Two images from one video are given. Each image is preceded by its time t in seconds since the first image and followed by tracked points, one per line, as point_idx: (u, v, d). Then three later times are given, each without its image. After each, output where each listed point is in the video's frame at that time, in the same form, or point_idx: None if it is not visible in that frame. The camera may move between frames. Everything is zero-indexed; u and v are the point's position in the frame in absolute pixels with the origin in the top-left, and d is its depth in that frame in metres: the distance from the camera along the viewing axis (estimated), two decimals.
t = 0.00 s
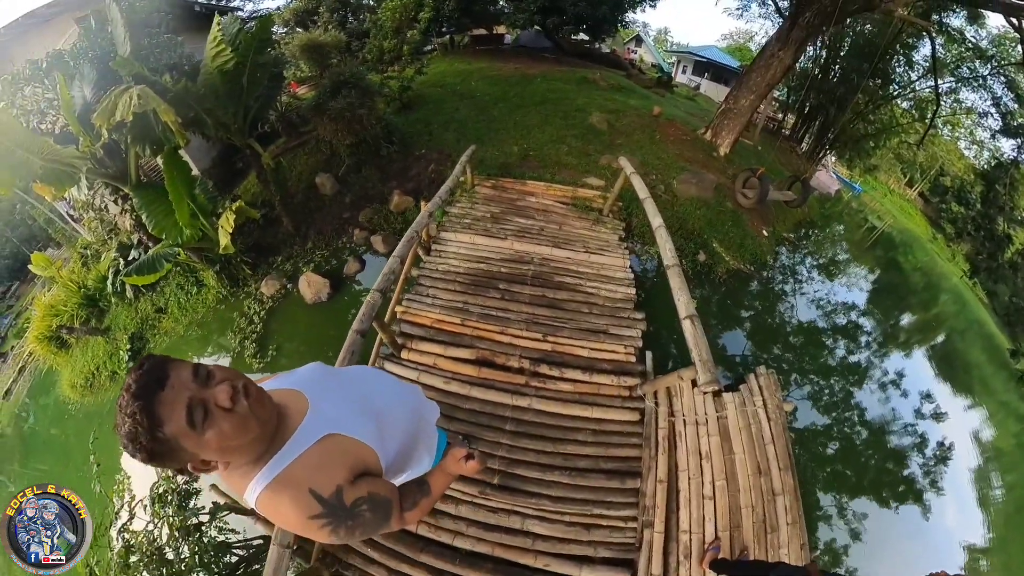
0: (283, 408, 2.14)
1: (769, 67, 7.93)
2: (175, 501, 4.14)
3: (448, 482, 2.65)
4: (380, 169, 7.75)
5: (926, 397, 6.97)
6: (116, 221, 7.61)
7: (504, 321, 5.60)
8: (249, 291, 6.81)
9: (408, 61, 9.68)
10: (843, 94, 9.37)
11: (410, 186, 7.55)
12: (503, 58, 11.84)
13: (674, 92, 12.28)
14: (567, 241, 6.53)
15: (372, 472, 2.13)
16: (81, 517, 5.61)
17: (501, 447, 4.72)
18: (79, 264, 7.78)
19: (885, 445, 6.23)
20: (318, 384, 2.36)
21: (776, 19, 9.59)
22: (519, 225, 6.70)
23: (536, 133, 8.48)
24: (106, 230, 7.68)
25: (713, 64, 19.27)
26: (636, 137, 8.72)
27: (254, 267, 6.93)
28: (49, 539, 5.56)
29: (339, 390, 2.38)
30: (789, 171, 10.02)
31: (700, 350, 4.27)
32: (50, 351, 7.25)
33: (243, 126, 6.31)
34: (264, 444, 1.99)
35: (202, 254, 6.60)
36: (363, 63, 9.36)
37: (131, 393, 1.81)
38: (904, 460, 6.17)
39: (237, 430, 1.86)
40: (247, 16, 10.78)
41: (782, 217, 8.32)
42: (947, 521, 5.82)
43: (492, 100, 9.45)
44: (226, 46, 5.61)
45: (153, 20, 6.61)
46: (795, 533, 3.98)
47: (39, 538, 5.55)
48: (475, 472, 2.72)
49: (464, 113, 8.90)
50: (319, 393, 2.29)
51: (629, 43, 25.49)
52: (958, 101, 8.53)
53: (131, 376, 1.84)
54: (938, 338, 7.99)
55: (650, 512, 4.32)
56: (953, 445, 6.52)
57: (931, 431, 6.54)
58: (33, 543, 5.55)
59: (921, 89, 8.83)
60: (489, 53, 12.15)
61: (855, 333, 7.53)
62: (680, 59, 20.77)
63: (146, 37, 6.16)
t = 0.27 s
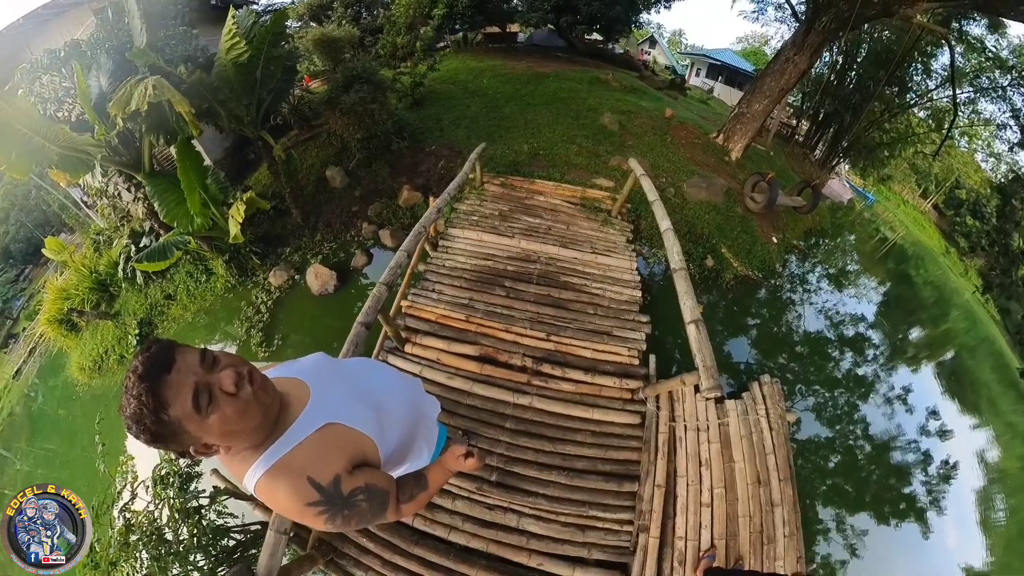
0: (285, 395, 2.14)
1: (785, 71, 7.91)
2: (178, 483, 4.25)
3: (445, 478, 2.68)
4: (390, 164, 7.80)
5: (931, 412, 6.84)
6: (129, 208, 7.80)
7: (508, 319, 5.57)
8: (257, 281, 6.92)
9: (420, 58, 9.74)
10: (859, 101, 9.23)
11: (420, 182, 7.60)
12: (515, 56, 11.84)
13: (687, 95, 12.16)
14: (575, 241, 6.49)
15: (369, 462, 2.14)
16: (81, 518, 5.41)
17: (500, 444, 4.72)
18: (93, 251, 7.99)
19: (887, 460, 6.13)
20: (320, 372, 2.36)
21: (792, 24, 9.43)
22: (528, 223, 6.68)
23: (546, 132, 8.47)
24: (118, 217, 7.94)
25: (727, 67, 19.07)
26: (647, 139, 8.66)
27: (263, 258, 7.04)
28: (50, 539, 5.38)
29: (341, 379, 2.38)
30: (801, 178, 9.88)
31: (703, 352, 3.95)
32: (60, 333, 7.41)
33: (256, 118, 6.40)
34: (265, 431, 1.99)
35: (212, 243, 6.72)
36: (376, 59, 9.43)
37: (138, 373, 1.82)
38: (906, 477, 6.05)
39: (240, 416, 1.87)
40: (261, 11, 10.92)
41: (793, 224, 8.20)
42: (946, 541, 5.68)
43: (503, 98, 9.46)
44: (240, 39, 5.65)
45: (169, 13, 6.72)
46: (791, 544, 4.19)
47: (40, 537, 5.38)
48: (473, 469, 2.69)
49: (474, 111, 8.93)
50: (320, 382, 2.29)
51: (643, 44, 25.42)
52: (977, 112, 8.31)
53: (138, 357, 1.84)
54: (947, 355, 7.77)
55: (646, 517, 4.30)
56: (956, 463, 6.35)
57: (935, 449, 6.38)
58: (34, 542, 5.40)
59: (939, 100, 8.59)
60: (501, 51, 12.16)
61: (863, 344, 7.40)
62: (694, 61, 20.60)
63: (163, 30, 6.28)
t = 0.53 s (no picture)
0: (294, 389, 2.16)
1: (800, 77, 7.80)
2: (181, 469, 4.32)
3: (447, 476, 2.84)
4: (401, 160, 7.83)
5: (937, 430, 6.73)
6: (140, 196, 7.96)
7: (515, 319, 5.59)
8: (266, 271, 7.04)
9: (433, 55, 9.78)
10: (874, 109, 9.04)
11: (430, 178, 7.63)
12: (528, 55, 11.83)
13: (700, 98, 12.05)
14: (584, 242, 6.48)
15: (375, 459, 2.18)
16: (81, 518, 5.42)
17: (502, 443, 4.75)
18: (105, 237, 8.16)
19: (889, 476, 6.04)
20: (328, 367, 2.39)
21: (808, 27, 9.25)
22: (538, 223, 6.67)
23: (557, 132, 8.46)
24: (131, 205, 8.04)
25: (742, 71, 18.86)
26: (659, 142, 8.60)
27: (272, 249, 7.15)
28: (50, 539, 5.41)
29: (349, 375, 2.41)
30: (813, 185, 9.74)
31: (709, 357, 4.00)
32: (71, 317, 7.61)
33: (269, 111, 6.47)
34: (273, 425, 2.01)
35: (223, 234, 6.84)
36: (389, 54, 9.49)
37: (150, 366, 1.82)
38: (909, 494, 5.95)
39: (252, 411, 1.89)
40: (276, 5, 11.04)
41: (804, 232, 8.09)
42: (947, 560, 5.57)
43: (515, 97, 9.45)
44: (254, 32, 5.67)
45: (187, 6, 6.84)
46: (790, 557, 4.00)
47: (39, 538, 5.41)
48: (476, 468, 2.87)
49: (486, 109, 8.94)
50: (328, 377, 2.31)
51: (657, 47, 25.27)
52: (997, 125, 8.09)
53: (150, 349, 1.84)
54: (954, 372, 7.70)
55: (644, 523, 4.31)
56: (960, 484, 6.26)
57: (938, 468, 6.27)
58: (33, 543, 5.43)
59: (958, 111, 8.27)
60: (514, 50, 12.15)
61: (871, 357, 7.28)
62: (709, 65, 20.42)
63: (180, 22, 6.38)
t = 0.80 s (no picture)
0: (298, 387, 2.20)
1: (817, 83, 7.78)
2: (184, 454, 4.41)
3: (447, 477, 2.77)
4: (411, 155, 7.86)
5: (942, 447, 6.60)
6: (153, 185, 8.13)
7: (520, 319, 5.59)
8: (274, 263, 7.14)
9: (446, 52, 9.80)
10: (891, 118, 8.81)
11: (439, 175, 7.65)
12: (540, 54, 11.79)
13: (714, 101, 11.91)
14: (592, 244, 6.45)
15: (375, 458, 2.22)
16: (81, 518, 5.12)
17: (503, 442, 4.76)
18: (117, 224, 8.31)
19: (890, 493, 5.94)
20: (332, 365, 2.44)
21: (826, 34, 9.05)
22: (546, 223, 6.65)
23: (568, 132, 8.43)
24: (143, 193, 8.32)
25: (756, 76, 18.62)
26: (672, 145, 8.50)
27: (281, 241, 7.26)
28: (50, 539, 5.16)
29: (353, 372, 2.45)
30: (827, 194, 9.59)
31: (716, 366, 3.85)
32: (81, 302, 7.77)
33: (281, 104, 6.53)
34: (276, 422, 2.06)
35: (232, 224, 6.95)
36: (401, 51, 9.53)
37: (157, 361, 1.86)
38: (909, 511, 5.85)
39: (257, 409, 1.94)
40: None
41: (815, 241, 7.96)
42: None
43: (527, 96, 9.43)
44: (268, 26, 5.74)
45: None
46: (785, 568, 4.11)
47: (39, 539, 5.17)
48: (476, 470, 2.76)
49: (497, 107, 8.94)
50: (332, 374, 2.36)
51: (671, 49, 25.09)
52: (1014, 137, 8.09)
53: (157, 344, 1.88)
54: (964, 390, 7.50)
55: (640, 529, 4.31)
56: (962, 504, 6.14)
57: (941, 487, 6.15)
58: (33, 543, 5.20)
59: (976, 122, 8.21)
60: (527, 48, 12.12)
61: (879, 371, 7.15)
62: (723, 68, 20.19)
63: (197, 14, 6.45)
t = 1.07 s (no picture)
0: (299, 383, 2.20)
1: (833, 89, 7.58)
2: (186, 443, 4.54)
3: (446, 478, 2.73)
4: (422, 152, 7.89)
5: (945, 468, 6.46)
6: (165, 174, 8.33)
7: (525, 319, 5.58)
8: (282, 255, 7.29)
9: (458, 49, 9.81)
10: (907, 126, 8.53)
11: (449, 172, 7.68)
12: (553, 53, 11.75)
13: (727, 105, 11.78)
14: (600, 246, 6.41)
15: (374, 456, 2.20)
16: (81, 518, 5.53)
17: (504, 442, 4.76)
18: (129, 212, 8.52)
19: (891, 510, 5.84)
20: (334, 363, 2.43)
21: (844, 38, 8.82)
22: (555, 224, 6.62)
23: (579, 132, 8.39)
24: (156, 182, 8.51)
25: (771, 80, 18.36)
26: (683, 148, 8.44)
27: (290, 233, 7.38)
28: (49, 539, 5.48)
29: (354, 370, 2.44)
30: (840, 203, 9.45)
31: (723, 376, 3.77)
32: (93, 287, 7.99)
33: (293, 97, 6.60)
34: (277, 418, 2.06)
35: (242, 216, 7.08)
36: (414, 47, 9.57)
37: (161, 356, 1.88)
38: (910, 531, 5.73)
39: (258, 406, 1.95)
40: None
41: (826, 250, 7.85)
42: None
43: (539, 94, 9.40)
44: (282, 20, 5.82)
45: None
46: None
47: (38, 539, 5.47)
48: (476, 471, 2.79)
49: (508, 105, 8.93)
50: (333, 372, 2.35)
51: (686, 51, 24.88)
52: None
53: (161, 339, 1.90)
54: (970, 409, 7.34)
55: (637, 535, 4.35)
56: (964, 526, 6.02)
57: (943, 506, 6.08)
58: (31, 544, 5.47)
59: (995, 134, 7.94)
60: (540, 47, 12.10)
61: (886, 385, 7.03)
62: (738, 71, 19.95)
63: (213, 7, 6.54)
